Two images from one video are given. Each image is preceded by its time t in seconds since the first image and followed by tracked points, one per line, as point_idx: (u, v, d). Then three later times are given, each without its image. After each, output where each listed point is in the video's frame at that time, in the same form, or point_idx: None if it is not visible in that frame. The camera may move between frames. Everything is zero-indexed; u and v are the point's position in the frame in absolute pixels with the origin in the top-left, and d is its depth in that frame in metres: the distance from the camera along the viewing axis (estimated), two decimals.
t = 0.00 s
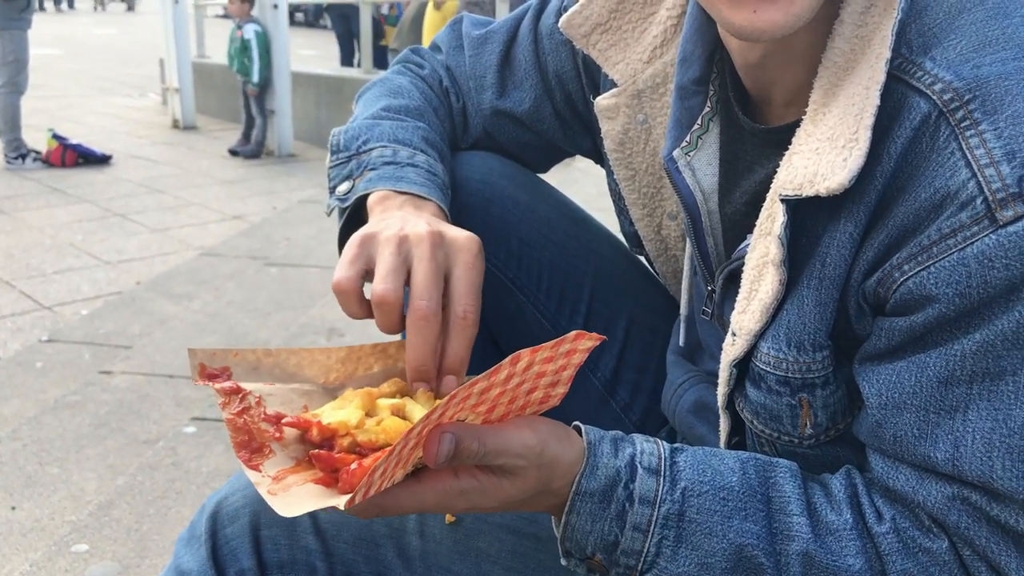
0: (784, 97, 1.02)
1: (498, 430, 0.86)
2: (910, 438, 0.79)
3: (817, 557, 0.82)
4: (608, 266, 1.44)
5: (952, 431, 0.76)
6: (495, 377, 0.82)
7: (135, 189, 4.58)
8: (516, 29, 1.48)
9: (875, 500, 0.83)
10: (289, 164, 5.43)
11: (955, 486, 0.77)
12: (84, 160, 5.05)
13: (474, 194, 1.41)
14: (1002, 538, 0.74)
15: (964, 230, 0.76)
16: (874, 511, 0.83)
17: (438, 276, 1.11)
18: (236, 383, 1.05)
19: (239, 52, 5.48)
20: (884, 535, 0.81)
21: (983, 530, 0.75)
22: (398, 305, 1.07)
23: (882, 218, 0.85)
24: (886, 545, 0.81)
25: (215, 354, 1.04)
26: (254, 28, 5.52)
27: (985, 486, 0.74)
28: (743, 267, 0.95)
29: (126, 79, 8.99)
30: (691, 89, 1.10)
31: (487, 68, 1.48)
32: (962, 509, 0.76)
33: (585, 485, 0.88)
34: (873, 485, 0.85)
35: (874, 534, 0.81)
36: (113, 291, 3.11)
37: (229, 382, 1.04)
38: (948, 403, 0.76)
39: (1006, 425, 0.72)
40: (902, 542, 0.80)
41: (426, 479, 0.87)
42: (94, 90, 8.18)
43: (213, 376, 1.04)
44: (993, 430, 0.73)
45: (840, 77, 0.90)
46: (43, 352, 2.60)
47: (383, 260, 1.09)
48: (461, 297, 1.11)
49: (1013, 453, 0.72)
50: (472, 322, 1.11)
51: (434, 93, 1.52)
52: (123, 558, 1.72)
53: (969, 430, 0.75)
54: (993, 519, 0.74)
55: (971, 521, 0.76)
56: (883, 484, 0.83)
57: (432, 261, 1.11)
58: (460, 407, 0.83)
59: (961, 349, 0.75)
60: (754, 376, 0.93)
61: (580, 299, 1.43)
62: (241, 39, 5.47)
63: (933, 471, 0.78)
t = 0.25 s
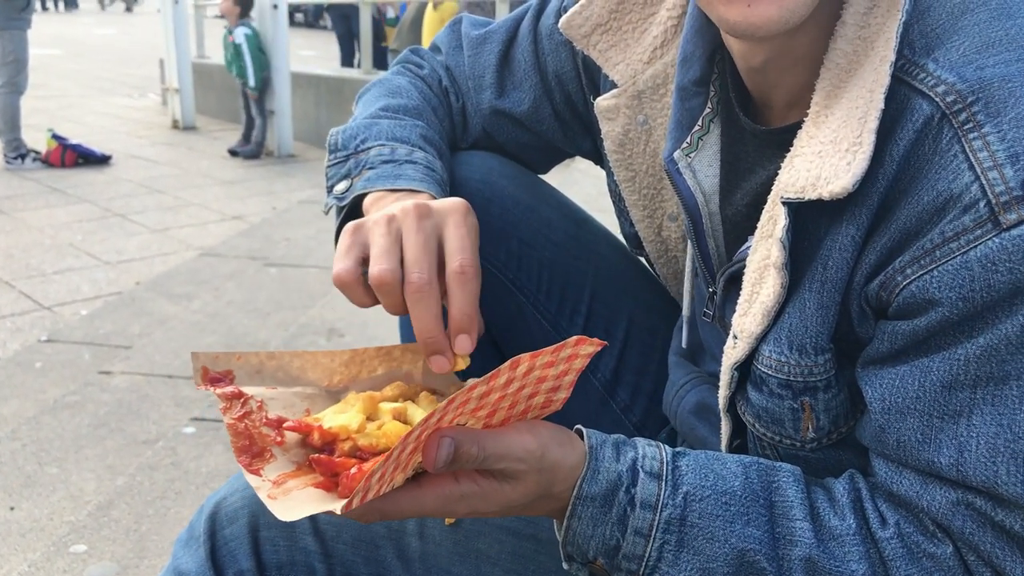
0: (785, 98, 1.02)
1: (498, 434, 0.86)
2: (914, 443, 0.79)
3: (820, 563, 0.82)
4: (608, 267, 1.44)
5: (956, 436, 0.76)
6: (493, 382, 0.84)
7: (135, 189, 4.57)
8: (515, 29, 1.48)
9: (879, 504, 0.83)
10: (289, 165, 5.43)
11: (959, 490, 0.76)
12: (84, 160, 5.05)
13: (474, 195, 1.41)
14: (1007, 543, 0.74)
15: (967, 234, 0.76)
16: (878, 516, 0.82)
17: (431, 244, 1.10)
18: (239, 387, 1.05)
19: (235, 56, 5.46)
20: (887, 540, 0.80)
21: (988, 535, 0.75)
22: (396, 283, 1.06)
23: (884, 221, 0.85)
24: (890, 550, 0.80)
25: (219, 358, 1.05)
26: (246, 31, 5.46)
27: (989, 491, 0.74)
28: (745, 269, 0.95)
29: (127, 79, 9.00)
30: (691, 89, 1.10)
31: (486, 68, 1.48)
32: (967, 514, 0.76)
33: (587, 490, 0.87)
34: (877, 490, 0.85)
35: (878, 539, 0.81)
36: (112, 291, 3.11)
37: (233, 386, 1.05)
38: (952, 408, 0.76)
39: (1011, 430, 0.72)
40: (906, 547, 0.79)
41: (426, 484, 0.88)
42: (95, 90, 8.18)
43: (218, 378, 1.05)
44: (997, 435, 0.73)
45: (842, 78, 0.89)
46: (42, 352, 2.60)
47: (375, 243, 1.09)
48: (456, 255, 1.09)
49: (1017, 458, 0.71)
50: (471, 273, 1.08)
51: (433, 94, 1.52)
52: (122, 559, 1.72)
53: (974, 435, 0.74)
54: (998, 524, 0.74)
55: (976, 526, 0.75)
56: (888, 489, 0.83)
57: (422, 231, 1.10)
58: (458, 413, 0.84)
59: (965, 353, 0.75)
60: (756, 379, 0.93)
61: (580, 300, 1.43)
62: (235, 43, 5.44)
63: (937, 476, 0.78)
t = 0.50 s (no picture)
0: (784, 100, 1.02)
1: (509, 412, 0.87)
2: (918, 446, 0.79)
3: (826, 556, 0.82)
4: (607, 268, 1.44)
5: (959, 439, 0.76)
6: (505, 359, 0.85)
7: (135, 190, 4.58)
8: (517, 32, 1.48)
9: (887, 503, 0.83)
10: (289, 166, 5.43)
11: (964, 492, 0.76)
12: (85, 161, 5.06)
13: (472, 198, 1.40)
14: (1013, 545, 0.74)
15: (969, 236, 0.76)
16: (886, 514, 0.82)
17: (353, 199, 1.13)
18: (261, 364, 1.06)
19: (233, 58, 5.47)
20: (895, 537, 0.80)
21: (993, 536, 0.75)
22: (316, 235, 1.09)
23: (885, 223, 0.85)
24: (897, 547, 0.80)
25: (243, 334, 1.05)
26: (246, 32, 5.45)
27: (994, 494, 0.74)
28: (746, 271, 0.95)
29: (127, 80, 9.01)
30: (694, 90, 1.13)
31: (487, 68, 1.48)
32: (972, 515, 0.76)
33: (596, 472, 0.88)
34: (884, 489, 0.85)
35: (886, 536, 0.81)
36: (113, 292, 3.11)
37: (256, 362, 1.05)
38: (955, 411, 0.76)
39: (1014, 433, 0.72)
40: (914, 545, 0.80)
41: (437, 458, 0.90)
42: (95, 91, 8.18)
43: (242, 354, 1.05)
44: (1000, 437, 0.73)
45: (842, 80, 0.89)
46: (42, 353, 2.60)
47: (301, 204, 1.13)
48: (372, 200, 1.11)
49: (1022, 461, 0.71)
50: (386, 213, 1.09)
51: (433, 95, 1.52)
52: (122, 559, 1.72)
53: (977, 438, 0.74)
54: (1003, 525, 0.74)
55: (981, 527, 0.75)
56: (894, 489, 0.83)
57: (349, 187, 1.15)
58: (470, 387, 0.86)
59: (967, 355, 0.75)
60: (758, 381, 0.93)
61: (579, 302, 1.43)
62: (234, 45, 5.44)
63: (942, 478, 0.78)
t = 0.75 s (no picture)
0: (785, 100, 1.02)
1: (509, 401, 0.88)
2: (918, 444, 0.79)
3: (824, 551, 0.82)
4: (607, 269, 1.44)
5: (959, 437, 0.76)
6: (504, 346, 0.86)
7: (137, 190, 4.58)
8: (521, 30, 1.47)
9: (888, 501, 0.83)
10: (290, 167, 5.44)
11: (964, 491, 0.76)
12: (86, 161, 5.06)
13: (473, 201, 1.38)
14: (1014, 544, 0.73)
15: (968, 234, 0.76)
16: (887, 511, 0.82)
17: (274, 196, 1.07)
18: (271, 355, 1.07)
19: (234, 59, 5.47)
20: (895, 534, 0.80)
21: (994, 535, 0.75)
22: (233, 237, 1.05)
23: (885, 222, 0.85)
24: (897, 544, 0.80)
25: (253, 326, 1.06)
26: (246, 32, 5.47)
27: (994, 492, 0.74)
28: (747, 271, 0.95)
29: (129, 80, 9.02)
30: (698, 89, 1.12)
31: (492, 66, 1.46)
32: (973, 514, 0.76)
33: (595, 463, 0.89)
34: (886, 487, 0.85)
35: (886, 533, 0.81)
36: (114, 292, 3.11)
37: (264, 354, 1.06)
38: (955, 410, 0.76)
39: (1014, 431, 0.72)
40: (914, 542, 0.79)
41: (439, 446, 0.92)
42: (96, 91, 8.19)
43: (248, 346, 1.06)
44: (1000, 436, 0.73)
45: (843, 80, 0.89)
46: (43, 353, 2.60)
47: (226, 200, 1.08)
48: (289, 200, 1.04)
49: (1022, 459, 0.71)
50: (301, 219, 1.03)
51: (428, 93, 1.51)
52: (123, 559, 1.72)
53: (977, 436, 0.74)
54: (1003, 524, 0.74)
55: (982, 526, 0.75)
56: (896, 488, 0.83)
57: (271, 184, 1.08)
58: (470, 374, 0.87)
59: (966, 354, 0.75)
60: (760, 381, 0.93)
61: (581, 304, 1.43)
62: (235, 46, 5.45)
63: (942, 476, 0.78)
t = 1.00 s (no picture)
0: (791, 101, 1.02)
1: (512, 392, 0.88)
2: (921, 444, 0.79)
3: (825, 548, 0.82)
4: (610, 269, 1.44)
5: (962, 438, 0.76)
6: (507, 336, 0.86)
7: (139, 190, 4.58)
8: (529, 26, 1.47)
9: (890, 500, 0.83)
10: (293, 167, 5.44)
11: (967, 491, 0.76)
12: (89, 161, 5.06)
13: (475, 201, 1.38)
14: (1016, 544, 0.74)
15: (972, 235, 0.76)
16: (889, 510, 0.82)
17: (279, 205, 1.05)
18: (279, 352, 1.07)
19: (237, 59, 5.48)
20: (897, 533, 0.80)
21: (996, 535, 0.75)
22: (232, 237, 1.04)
23: (890, 223, 0.85)
24: (899, 543, 0.80)
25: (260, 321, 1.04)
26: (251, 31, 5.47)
27: (996, 493, 0.74)
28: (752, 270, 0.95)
29: (131, 80, 9.03)
30: (705, 87, 1.13)
31: (500, 62, 1.46)
32: (975, 514, 0.76)
33: (598, 458, 0.89)
34: (888, 486, 0.85)
35: (887, 532, 0.81)
36: (116, 292, 3.12)
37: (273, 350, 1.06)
38: (958, 410, 0.76)
39: (1017, 432, 0.72)
40: (915, 541, 0.79)
41: (442, 439, 0.92)
42: (98, 91, 8.20)
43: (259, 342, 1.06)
44: (1003, 436, 0.73)
45: (850, 80, 0.89)
46: (46, 352, 2.61)
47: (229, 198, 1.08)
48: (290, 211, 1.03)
49: None
50: (298, 233, 1.01)
51: (429, 90, 1.49)
52: (125, 559, 1.72)
53: (980, 437, 0.74)
54: (1006, 524, 0.74)
55: (984, 526, 0.75)
56: (898, 487, 0.83)
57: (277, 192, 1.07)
58: (473, 365, 0.87)
59: (970, 354, 0.75)
60: (763, 380, 0.93)
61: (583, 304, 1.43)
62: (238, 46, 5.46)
63: (945, 476, 0.78)
